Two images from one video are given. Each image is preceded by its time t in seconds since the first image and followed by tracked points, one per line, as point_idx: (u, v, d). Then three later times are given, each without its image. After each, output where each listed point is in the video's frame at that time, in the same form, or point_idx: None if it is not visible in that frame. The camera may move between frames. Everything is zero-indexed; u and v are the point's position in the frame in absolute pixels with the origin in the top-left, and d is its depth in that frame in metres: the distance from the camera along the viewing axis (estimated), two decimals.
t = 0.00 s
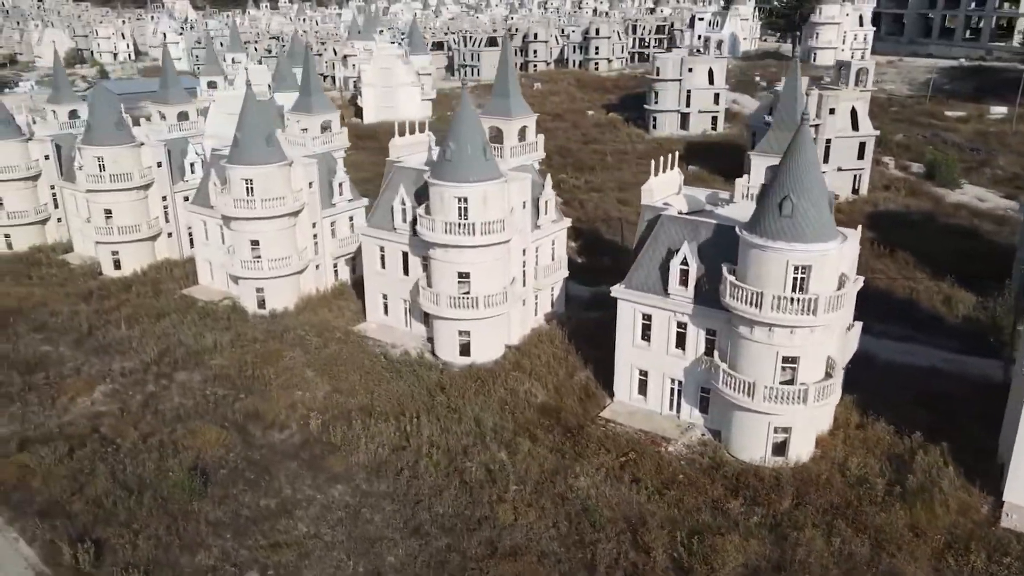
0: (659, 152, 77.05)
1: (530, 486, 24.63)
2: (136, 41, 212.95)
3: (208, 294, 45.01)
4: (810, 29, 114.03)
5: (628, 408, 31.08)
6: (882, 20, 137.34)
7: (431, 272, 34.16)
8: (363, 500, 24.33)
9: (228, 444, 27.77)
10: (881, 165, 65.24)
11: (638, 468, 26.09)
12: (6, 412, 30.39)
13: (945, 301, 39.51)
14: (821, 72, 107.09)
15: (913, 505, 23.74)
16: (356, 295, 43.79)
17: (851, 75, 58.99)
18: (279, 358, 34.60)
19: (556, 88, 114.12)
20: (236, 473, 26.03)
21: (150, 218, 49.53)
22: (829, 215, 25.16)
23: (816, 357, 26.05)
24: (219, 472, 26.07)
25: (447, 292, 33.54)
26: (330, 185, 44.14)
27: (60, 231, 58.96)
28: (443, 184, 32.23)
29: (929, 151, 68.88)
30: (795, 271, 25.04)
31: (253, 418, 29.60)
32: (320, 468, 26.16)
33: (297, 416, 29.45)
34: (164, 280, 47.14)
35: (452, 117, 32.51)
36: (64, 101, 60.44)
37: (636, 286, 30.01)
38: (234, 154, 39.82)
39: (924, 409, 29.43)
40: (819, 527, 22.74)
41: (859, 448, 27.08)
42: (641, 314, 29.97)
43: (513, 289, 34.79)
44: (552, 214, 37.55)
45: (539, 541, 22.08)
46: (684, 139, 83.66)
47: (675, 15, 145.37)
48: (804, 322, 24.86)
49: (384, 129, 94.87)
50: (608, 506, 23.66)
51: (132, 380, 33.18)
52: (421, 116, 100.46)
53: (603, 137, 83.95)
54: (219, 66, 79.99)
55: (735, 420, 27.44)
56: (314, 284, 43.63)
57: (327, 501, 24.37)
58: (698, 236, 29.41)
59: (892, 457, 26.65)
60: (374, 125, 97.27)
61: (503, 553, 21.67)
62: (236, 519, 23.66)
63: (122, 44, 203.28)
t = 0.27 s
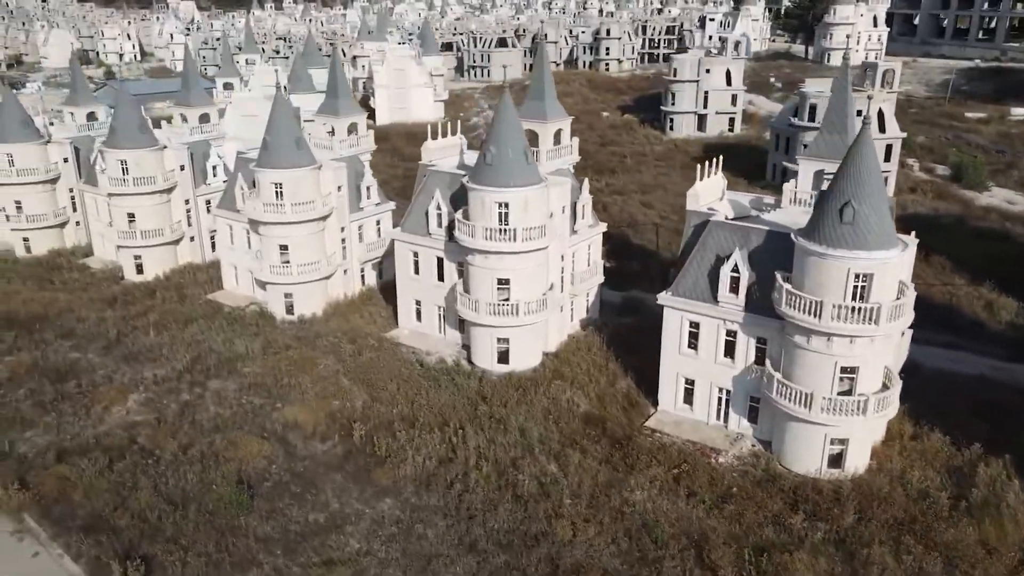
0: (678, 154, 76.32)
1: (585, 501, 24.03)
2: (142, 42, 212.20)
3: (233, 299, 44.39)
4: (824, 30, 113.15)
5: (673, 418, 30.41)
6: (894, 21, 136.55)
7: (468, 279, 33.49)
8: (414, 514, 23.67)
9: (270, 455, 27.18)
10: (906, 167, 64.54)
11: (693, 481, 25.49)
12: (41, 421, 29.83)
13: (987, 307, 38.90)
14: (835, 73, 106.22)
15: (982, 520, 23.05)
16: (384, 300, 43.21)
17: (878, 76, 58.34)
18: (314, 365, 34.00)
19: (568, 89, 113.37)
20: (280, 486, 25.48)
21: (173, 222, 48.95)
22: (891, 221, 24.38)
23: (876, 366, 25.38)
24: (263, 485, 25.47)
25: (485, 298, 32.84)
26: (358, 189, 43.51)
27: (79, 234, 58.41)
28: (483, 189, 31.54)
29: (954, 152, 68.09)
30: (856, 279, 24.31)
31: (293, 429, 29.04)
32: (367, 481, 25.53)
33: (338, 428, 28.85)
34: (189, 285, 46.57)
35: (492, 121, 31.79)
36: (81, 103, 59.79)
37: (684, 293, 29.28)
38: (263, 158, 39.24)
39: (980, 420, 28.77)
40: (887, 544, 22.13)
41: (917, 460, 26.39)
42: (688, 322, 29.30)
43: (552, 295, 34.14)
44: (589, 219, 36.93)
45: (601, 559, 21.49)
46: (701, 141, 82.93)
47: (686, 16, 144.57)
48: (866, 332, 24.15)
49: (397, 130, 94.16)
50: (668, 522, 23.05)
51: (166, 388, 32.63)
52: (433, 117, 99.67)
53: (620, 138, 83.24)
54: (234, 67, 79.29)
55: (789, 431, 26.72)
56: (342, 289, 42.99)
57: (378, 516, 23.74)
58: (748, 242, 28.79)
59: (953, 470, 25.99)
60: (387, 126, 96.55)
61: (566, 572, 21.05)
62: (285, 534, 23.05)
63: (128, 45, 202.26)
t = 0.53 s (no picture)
0: (697, 155, 75.54)
1: (644, 518, 23.34)
2: (147, 43, 211.41)
3: (259, 305, 43.67)
4: (839, 30, 112.30)
5: (721, 429, 29.67)
6: (906, 21, 135.58)
7: (508, 286, 32.80)
8: (468, 532, 22.98)
9: (313, 468, 26.52)
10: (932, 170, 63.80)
11: (751, 495, 24.79)
12: (76, 433, 29.22)
13: None
14: (851, 74, 105.38)
15: None
16: (414, 306, 42.52)
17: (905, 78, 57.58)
18: (349, 374, 33.31)
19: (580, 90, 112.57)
20: (327, 501, 24.80)
21: (195, 226, 48.29)
22: (957, 229, 23.64)
23: (938, 378, 24.66)
24: (310, 499, 24.82)
25: (525, 306, 32.13)
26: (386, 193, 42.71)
27: (97, 238, 57.74)
28: (526, 196, 30.83)
29: (979, 154, 67.31)
30: (920, 289, 23.59)
31: (334, 441, 28.36)
32: (416, 497, 24.86)
33: (380, 439, 28.16)
34: (213, 290, 45.91)
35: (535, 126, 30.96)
36: (99, 105, 59.18)
37: (734, 301, 28.54)
38: (293, 163, 38.58)
39: None
40: (959, 565, 21.47)
41: (979, 475, 25.69)
42: (738, 331, 28.56)
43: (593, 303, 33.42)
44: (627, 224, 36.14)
45: None
46: (720, 142, 82.13)
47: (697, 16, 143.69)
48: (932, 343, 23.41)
49: (411, 132, 93.39)
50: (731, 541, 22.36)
51: (200, 398, 31.99)
52: (446, 119, 98.87)
53: (638, 139, 82.45)
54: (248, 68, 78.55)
55: (847, 444, 25.97)
56: (370, 295, 42.30)
57: (431, 533, 23.04)
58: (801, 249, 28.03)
59: (1017, 485, 25.30)
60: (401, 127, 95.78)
61: None
62: (337, 553, 22.37)
63: (134, 45, 201.37)
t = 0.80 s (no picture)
0: (717, 158, 74.63)
1: (706, 539, 22.59)
2: (152, 43, 210.28)
3: (286, 311, 42.86)
4: (853, 31, 111.35)
5: (771, 442, 28.83)
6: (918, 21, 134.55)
7: (548, 294, 31.99)
8: (525, 554, 22.22)
9: (357, 484, 25.77)
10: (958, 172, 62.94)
11: (813, 513, 24.02)
12: (109, 446, 28.53)
13: None
14: (866, 74, 104.43)
15: None
16: (444, 312, 41.66)
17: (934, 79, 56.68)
18: (384, 383, 32.55)
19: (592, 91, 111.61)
20: (375, 519, 24.01)
21: (217, 230, 47.49)
22: None
23: (1006, 393, 23.82)
24: (357, 518, 24.04)
25: (568, 315, 31.32)
26: (414, 198, 41.90)
27: (114, 242, 56.92)
28: (570, 203, 29.91)
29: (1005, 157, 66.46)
30: (990, 301, 22.78)
31: (376, 455, 27.57)
32: (467, 515, 24.11)
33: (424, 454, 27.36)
34: (237, 296, 45.16)
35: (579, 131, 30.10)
36: (116, 107, 58.42)
37: (786, 310, 27.61)
38: (322, 168, 37.72)
39: None
40: None
41: None
42: (790, 342, 27.65)
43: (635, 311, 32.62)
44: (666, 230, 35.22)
45: None
46: (738, 144, 81.20)
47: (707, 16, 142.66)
48: (1003, 357, 22.56)
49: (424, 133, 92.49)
50: (799, 564, 21.63)
51: (233, 409, 31.26)
52: (459, 120, 97.96)
53: (655, 141, 81.53)
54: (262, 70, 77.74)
55: (909, 459, 25.14)
56: (399, 302, 41.50)
57: (486, 555, 22.29)
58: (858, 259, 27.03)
59: None
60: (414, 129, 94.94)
61: None
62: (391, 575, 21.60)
63: (138, 46, 200.13)
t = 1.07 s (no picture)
0: (737, 160, 73.63)
1: (771, 563, 21.80)
2: (157, 44, 209.22)
3: (311, 319, 42.00)
4: (868, 31, 110.19)
5: (823, 456, 27.86)
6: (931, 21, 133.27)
7: (589, 303, 31.12)
8: None
9: (401, 502, 24.93)
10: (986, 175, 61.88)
11: (877, 535, 23.17)
12: (142, 460, 27.73)
13: None
14: (882, 75, 103.24)
15: None
16: (473, 319, 40.76)
17: (964, 80, 55.57)
18: (420, 393, 31.69)
19: (604, 92, 110.58)
20: (423, 540, 23.15)
21: (239, 235, 46.64)
22: None
23: None
24: (404, 538, 23.18)
25: (611, 325, 30.46)
26: (444, 203, 41.00)
27: (131, 247, 56.08)
28: (616, 210, 29.07)
29: None
30: None
31: (418, 471, 26.70)
32: (518, 535, 23.27)
33: (468, 470, 26.51)
34: (260, 303, 44.33)
35: (626, 136, 29.31)
36: (133, 110, 57.78)
37: (842, 321, 26.59)
38: (353, 172, 36.90)
39: None
40: None
41: None
42: (845, 354, 26.59)
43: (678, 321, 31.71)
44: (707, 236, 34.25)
45: None
46: (756, 146, 80.15)
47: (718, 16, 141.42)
48: None
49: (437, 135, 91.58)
50: None
51: (266, 421, 30.44)
52: (472, 121, 97.03)
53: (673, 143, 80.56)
54: (276, 71, 76.85)
55: (974, 477, 24.13)
56: (428, 309, 40.62)
57: None
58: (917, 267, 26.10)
59: None
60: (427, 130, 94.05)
61: None
62: None
63: (144, 47, 198.95)
